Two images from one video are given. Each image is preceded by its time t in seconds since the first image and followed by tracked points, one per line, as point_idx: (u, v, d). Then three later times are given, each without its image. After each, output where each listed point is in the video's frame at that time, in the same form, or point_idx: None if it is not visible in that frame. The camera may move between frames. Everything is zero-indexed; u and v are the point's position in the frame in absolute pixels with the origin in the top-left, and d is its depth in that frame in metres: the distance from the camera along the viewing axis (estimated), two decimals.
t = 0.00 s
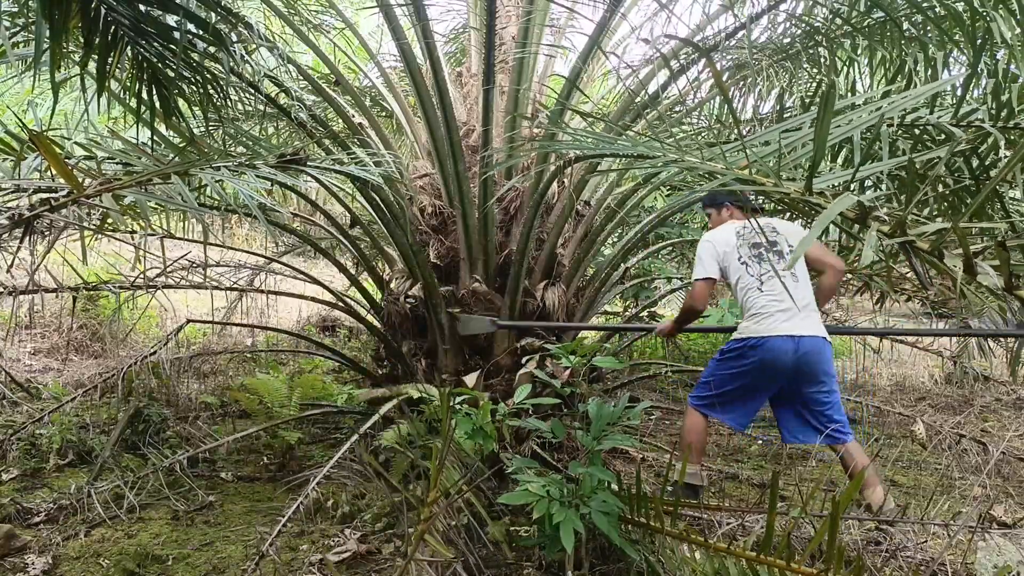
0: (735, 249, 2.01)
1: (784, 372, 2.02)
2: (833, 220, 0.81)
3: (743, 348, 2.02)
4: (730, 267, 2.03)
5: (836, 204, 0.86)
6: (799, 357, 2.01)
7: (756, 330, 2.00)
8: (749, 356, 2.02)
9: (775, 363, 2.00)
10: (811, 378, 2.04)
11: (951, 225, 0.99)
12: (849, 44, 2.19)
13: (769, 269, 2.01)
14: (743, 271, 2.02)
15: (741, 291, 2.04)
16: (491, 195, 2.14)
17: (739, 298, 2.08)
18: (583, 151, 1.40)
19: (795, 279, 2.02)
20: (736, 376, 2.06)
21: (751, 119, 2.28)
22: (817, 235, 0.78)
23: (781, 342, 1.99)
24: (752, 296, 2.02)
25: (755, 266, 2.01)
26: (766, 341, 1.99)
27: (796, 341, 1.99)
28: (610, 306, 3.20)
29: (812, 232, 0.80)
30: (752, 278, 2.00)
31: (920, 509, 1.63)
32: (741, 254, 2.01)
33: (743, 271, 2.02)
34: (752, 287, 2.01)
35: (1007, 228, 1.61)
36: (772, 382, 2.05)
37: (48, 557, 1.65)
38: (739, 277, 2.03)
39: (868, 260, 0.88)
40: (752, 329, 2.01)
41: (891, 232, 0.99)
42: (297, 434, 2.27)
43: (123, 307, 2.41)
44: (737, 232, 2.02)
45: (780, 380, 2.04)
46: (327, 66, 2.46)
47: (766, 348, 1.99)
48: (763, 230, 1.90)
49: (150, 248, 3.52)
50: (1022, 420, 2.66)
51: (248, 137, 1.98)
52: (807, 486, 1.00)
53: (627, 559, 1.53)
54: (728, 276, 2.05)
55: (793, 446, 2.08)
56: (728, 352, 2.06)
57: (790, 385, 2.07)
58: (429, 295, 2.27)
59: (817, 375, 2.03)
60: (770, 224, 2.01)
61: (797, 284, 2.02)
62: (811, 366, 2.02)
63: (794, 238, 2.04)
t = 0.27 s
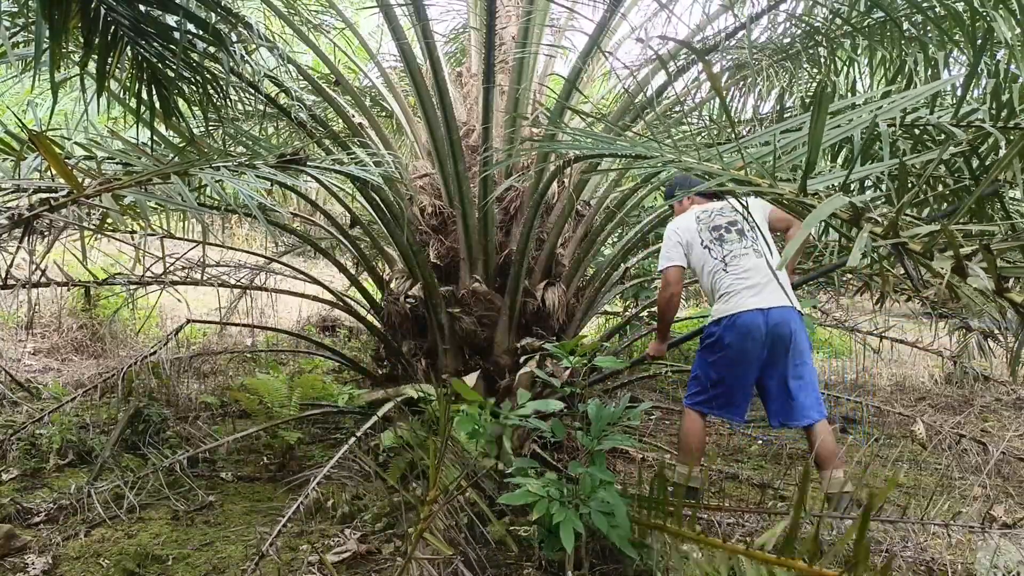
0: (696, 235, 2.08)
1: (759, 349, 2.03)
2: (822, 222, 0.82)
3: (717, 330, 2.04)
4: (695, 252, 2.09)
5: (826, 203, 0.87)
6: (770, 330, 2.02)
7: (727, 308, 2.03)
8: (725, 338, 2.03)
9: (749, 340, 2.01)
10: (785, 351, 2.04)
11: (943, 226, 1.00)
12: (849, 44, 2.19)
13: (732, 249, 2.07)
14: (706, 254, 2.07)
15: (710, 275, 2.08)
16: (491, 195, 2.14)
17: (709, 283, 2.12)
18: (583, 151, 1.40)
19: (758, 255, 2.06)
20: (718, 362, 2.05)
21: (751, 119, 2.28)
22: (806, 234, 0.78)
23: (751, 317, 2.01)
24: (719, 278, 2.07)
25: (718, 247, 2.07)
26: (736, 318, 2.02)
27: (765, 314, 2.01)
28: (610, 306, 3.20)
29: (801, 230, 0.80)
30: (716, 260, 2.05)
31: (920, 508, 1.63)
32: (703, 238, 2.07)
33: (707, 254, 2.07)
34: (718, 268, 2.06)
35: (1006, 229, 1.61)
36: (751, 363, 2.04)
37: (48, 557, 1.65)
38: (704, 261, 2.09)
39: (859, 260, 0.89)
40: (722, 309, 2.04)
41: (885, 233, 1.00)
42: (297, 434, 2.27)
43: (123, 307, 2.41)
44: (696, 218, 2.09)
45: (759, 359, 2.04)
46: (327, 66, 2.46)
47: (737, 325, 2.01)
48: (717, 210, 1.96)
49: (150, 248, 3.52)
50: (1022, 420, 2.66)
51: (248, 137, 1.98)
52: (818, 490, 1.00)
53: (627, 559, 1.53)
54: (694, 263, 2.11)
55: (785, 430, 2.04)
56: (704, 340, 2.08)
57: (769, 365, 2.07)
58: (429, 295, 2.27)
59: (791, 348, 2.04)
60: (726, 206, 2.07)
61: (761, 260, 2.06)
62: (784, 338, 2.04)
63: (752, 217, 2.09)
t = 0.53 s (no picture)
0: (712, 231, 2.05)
1: (762, 354, 2.04)
2: (819, 223, 0.81)
3: (722, 331, 2.04)
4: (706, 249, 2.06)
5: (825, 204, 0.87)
6: (774, 337, 2.04)
7: (733, 311, 2.03)
8: (728, 341, 2.03)
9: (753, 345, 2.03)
10: (787, 360, 2.07)
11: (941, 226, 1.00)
12: (849, 44, 2.18)
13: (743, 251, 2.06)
14: (718, 253, 2.06)
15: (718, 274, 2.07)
16: (491, 195, 2.14)
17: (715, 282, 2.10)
18: (583, 151, 1.40)
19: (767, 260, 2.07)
20: (719, 365, 2.05)
21: (751, 119, 2.28)
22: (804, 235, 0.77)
23: (758, 322, 2.02)
24: (728, 278, 2.06)
25: (730, 247, 2.06)
26: (743, 321, 2.02)
27: (771, 320, 2.03)
28: (610, 306, 3.20)
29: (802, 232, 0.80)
30: (728, 260, 2.04)
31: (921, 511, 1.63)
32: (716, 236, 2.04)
33: (718, 253, 2.05)
34: (728, 269, 2.05)
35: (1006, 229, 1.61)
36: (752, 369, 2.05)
37: (48, 557, 1.65)
38: (715, 259, 2.06)
39: (856, 262, 0.88)
40: (728, 309, 2.04)
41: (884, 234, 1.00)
42: (297, 434, 2.28)
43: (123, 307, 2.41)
44: (713, 214, 2.06)
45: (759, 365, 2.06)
46: (327, 66, 2.46)
47: (743, 328, 2.02)
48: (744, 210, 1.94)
49: (150, 248, 3.52)
50: (1022, 420, 2.66)
51: (248, 137, 1.98)
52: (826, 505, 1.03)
53: (627, 558, 1.53)
54: (704, 260, 2.08)
55: (779, 437, 2.06)
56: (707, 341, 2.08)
57: (768, 372, 2.09)
58: (429, 295, 2.27)
59: (792, 357, 2.07)
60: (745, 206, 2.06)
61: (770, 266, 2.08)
62: (785, 346, 2.06)
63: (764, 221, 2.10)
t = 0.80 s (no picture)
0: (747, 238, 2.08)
1: (780, 365, 2.02)
2: (828, 225, 0.82)
3: (742, 338, 2.04)
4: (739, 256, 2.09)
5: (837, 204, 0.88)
6: (794, 351, 2.01)
7: (755, 321, 2.03)
8: (746, 348, 2.03)
9: (770, 356, 2.01)
10: (808, 377, 2.02)
11: (949, 227, 1.00)
12: (849, 44, 2.19)
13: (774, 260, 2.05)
14: (750, 260, 2.07)
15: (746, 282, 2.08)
16: (492, 195, 2.14)
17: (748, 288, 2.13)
18: (583, 151, 1.40)
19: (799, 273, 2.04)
20: (734, 372, 2.05)
21: (751, 119, 2.28)
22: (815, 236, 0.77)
23: (778, 334, 2.00)
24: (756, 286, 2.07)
25: (761, 255, 2.06)
26: (763, 330, 2.01)
27: (793, 334, 2.01)
28: (610, 306, 3.20)
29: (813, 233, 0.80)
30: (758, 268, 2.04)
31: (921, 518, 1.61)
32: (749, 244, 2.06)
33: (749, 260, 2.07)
34: (757, 276, 2.06)
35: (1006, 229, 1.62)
36: (769, 379, 2.03)
37: (48, 557, 1.65)
38: (747, 267, 2.09)
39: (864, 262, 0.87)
40: (750, 317, 2.05)
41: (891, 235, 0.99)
42: (297, 434, 2.28)
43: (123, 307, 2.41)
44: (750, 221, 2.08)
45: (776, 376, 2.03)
46: (327, 66, 2.46)
47: (763, 338, 2.01)
48: (774, 217, 1.95)
49: (150, 248, 3.52)
50: (1022, 420, 2.66)
51: (248, 137, 1.98)
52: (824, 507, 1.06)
53: (627, 559, 1.53)
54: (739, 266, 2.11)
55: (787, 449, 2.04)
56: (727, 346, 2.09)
57: (787, 386, 2.06)
58: (429, 295, 2.27)
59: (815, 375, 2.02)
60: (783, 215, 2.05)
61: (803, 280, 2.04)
62: (806, 363, 2.02)
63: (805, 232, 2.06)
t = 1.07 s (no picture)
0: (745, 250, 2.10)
1: (772, 374, 2.04)
2: (837, 224, 0.85)
3: (736, 344, 2.05)
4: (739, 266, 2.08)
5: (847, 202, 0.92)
6: (789, 363, 2.01)
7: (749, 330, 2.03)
8: (739, 354, 2.04)
9: (763, 364, 2.03)
10: (801, 389, 2.03)
11: (954, 226, 1.02)
12: (849, 44, 2.19)
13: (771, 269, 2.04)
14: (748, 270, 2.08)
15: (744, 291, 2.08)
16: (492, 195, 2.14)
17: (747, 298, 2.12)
18: (584, 151, 1.40)
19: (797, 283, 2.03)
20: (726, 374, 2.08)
21: (751, 119, 2.28)
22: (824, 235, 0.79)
23: (772, 344, 2.01)
24: (752, 294, 2.05)
25: (759, 264, 2.06)
26: (757, 339, 2.02)
27: (789, 346, 2.00)
28: (610, 306, 3.20)
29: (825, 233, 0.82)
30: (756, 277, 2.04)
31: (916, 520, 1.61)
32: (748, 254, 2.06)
33: (747, 270, 2.07)
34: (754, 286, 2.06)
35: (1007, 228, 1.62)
36: (759, 382, 2.08)
37: (48, 557, 1.65)
38: (745, 277, 2.09)
39: (875, 260, 0.89)
40: (745, 323, 2.04)
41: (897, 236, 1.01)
42: (297, 434, 2.28)
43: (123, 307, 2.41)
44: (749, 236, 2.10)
45: (768, 382, 2.06)
46: (327, 66, 2.46)
47: (757, 347, 2.02)
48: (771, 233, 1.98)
49: (150, 248, 3.52)
50: (1022, 420, 2.66)
51: (248, 137, 1.97)
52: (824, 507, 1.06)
53: (627, 558, 1.53)
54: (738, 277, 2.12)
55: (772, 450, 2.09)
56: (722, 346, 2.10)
57: (781, 392, 2.08)
58: (429, 295, 2.27)
59: (809, 388, 2.02)
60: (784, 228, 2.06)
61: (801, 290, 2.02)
62: (800, 375, 2.02)
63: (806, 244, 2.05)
